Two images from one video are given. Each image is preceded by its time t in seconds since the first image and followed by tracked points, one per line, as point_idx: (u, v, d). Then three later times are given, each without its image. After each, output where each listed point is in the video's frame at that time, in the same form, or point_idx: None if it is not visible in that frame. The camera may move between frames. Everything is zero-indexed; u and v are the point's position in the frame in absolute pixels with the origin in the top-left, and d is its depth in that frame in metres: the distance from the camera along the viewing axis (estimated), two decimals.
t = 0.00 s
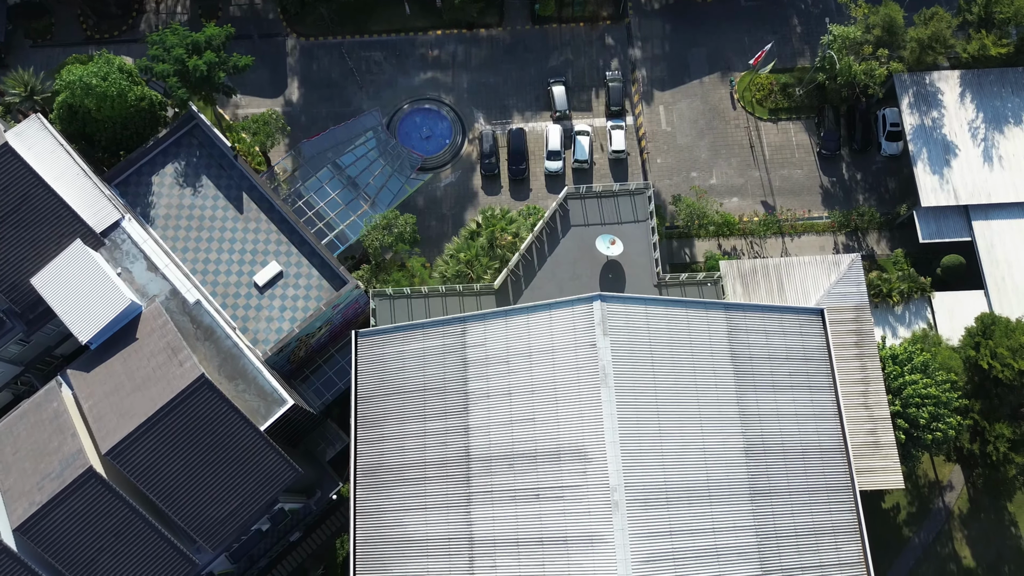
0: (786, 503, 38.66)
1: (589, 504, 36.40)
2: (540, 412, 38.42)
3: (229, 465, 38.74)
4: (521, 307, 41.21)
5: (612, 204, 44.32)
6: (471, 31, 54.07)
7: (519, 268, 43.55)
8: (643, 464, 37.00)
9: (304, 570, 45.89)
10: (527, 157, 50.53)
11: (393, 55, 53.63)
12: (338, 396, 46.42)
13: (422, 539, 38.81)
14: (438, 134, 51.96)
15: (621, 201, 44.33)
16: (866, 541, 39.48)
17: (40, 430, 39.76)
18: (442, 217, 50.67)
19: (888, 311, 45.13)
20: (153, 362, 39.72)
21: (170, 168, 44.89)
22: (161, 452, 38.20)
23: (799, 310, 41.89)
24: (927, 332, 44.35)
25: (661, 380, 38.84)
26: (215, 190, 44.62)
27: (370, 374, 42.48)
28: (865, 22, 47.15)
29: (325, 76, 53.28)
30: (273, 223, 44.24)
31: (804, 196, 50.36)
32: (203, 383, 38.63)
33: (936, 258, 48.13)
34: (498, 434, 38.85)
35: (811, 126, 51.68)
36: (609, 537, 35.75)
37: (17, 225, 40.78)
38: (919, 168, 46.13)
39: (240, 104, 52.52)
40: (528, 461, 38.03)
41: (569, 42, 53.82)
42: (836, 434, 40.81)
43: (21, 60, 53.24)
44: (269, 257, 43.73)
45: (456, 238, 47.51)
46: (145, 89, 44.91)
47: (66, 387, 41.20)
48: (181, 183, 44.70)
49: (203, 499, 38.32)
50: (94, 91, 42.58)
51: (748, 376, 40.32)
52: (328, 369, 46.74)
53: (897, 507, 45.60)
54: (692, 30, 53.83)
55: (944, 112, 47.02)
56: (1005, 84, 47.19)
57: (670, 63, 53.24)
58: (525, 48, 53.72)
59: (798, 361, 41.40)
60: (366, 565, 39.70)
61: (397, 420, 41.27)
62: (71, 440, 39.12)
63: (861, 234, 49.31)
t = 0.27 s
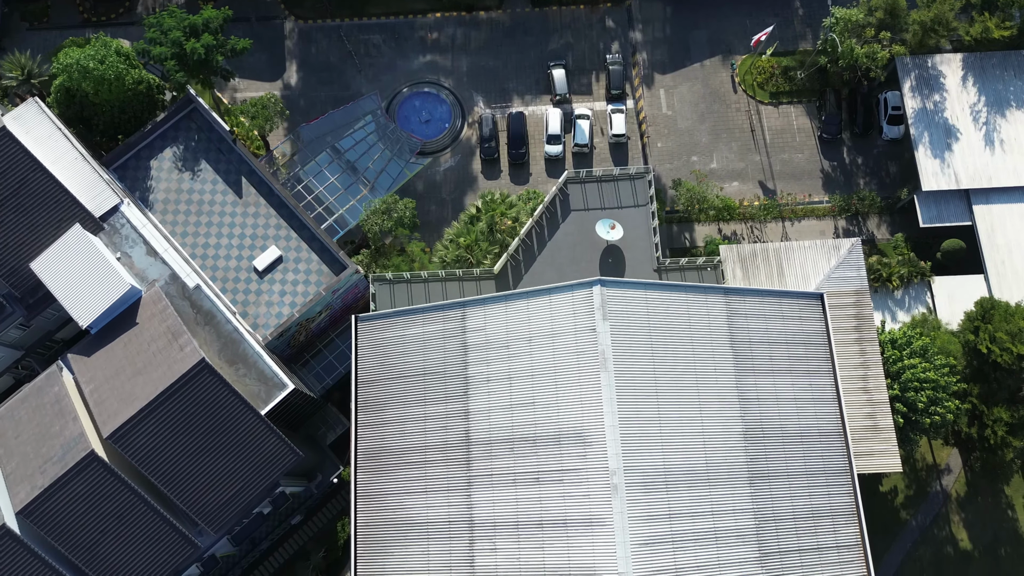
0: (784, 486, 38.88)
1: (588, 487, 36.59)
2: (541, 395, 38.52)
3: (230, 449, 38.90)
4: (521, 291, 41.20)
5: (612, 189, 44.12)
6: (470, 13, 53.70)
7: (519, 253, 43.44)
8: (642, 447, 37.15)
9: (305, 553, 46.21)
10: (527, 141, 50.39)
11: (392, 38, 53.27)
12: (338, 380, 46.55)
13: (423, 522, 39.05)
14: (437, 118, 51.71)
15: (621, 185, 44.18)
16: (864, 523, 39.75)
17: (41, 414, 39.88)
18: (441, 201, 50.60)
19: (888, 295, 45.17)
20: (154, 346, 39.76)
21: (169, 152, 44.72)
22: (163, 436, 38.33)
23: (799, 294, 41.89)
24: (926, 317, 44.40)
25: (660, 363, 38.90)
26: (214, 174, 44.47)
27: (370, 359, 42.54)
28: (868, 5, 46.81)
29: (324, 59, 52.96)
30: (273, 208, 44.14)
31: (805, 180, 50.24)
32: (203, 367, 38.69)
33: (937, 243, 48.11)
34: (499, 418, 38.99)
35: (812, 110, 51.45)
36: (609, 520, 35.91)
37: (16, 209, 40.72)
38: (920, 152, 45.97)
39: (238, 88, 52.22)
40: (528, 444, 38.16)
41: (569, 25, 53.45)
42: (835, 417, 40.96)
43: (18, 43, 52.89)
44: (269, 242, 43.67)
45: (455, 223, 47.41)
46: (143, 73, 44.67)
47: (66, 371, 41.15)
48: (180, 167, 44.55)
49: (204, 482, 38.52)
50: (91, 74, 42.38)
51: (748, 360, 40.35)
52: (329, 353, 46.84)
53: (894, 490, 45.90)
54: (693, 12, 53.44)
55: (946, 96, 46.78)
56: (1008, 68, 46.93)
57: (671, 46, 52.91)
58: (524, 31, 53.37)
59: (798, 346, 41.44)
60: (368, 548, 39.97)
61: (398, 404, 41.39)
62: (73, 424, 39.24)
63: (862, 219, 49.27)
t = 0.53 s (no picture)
0: (783, 469, 39.08)
1: (588, 469, 36.77)
2: (540, 379, 38.62)
3: (231, 433, 39.05)
4: (520, 275, 41.12)
5: (613, 172, 43.97)
6: None
7: (519, 237, 43.32)
8: (642, 430, 37.27)
9: (307, 535, 46.53)
10: (527, 124, 50.21)
11: (391, 21, 52.91)
12: (339, 364, 46.67)
13: (424, 505, 39.29)
14: (437, 101, 51.44)
15: (621, 169, 44.00)
16: (862, 506, 40.02)
17: (43, 397, 40.02)
18: (441, 185, 50.50)
19: (888, 279, 45.18)
20: (154, 330, 39.78)
21: (167, 135, 44.52)
22: (164, 420, 38.46)
23: (799, 278, 41.86)
24: (926, 301, 44.44)
25: (660, 347, 38.93)
26: (213, 158, 44.31)
27: (370, 343, 42.56)
28: None
29: (322, 42, 52.62)
30: (272, 192, 44.01)
31: (806, 163, 50.10)
32: (203, 351, 38.74)
33: (938, 227, 48.04)
34: (499, 401, 39.12)
35: (813, 93, 51.20)
36: (608, 503, 36.07)
37: (15, 193, 40.59)
38: (922, 136, 45.77)
39: (236, 71, 51.91)
40: (528, 428, 38.29)
41: (569, 7, 53.09)
42: (834, 400, 41.11)
43: (15, 26, 52.53)
44: (268, 226, 43.59)
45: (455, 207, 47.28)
46: (140, 56, 44.51)
47: (67, 355, 41.25)
48: (179, 151, 44.37)
49: (206, 466, 38.74)
50: (88, 57, 42.15)
51: (747, 345, 40.36)
52: (329, 338, 46.91)
53: (892, 473, 46.13)
54: None
55: (948, 79, 46.53)
56: (1010, 50, 46.66)
57: (672, 28, 52.55)
58: (524, 13, 53.01)
59: (798, 330, 41.45)
60: (369, 531, 40.24)
61: (398, 387, 41.50)
62: (74, 407, 39.37)
63: (862, 202, 49.19)
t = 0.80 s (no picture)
0: (781, 452, 39.28)
1: (587, 452, 36.94)
2: (540, 363, 38.69)
3: (232, 417, 39.18)
4: (520, 260, 41.03)
5: (613, 156, 43.78)
6: None
7: (518, 221, 43.16)
8: (641, 413, 37.37)
9: (308, 518, 46.83)
10: (527, 108, 50.01)
11: (390, 2, 52.51)
12: (339, 348, 46.80)
13: (425, 488, 39.52)
14: (436, 84, 51.13)
15: (621, 152, 43.80)
16: (859, 489, 40.28)
17: (44, 381, 40.16)
18: (441, 168, 50.34)
19: (888, 263, 45.15)
20: (154, 314, 39.76)
21: (165, 119, 44.33)
22: (164, 403, 38.56)
23: (799, 262, 41.81)
24: (926, 284, 44.45)
25: (660, 330, 38.96)
26: (211, 141, 44.12)
27: (370, 327, 42.63)
28: None
29: (320, 24, 52.25)
30: (271, 176, 43.89)
31: (807, 146, 49.94)
32: (203, 335, 38.76)
33: (938, 211, 47.98)
34: (499, 385, 39.22)
35: (815, 76, 50.87)
36: (608, 486, 36.23)
37: (13, 177, 40.46)
38: (923, 119, 45.56)
39: (234, 53, 51.60)
40: (528, 411, 38.41)
41: None
42: (832, 384, 41.22)
43: (10, 8, 52.11)
44: (267, 210, 43.50)
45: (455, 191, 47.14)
46: (137, 38, 44.29)
47: (68, 338, 41.35)
48: (177, 134, 44.17)
49: (208, 449, 38.91)
50: (85, 40, 41.97)
51: (747, 329, 40.35)
52: (329, 322, 46.98)
53: (890, 456, 46.41)
54: None
55: (951, 61, 46.26)
56: (1013, 32, 46.37)
57: (673, 10, 52.18)
58: None
59: (797, 314, 41.47)
60: (370, 513, 40.49)
61: (398, 371, 41.58)
62: (75, 391, 39.49)
63: (863, 185, 49.08)
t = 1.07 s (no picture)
0: (780, 434, 39.43)
1: (586, 435, 37.06)
2: (540, 346, 38.71)
3: (233, 399, 39.29)
4: (520, 243, 40.90)
5: (613, 138, 43.56)
6: None
7: (518, 204, 42.99)
8: (641, 396, 37.45)
9: (309, 500, 47.14)
10: (526, 90, 49.80)
11: None
12: (339, 332, 46.86)
13: (425, 470, 39.73)
14: (435, 66, 50.87)
15: (622, 134, 43.58)
16: (857, 471, 40.51)
17: (45, 363, 40.25)
18: (440, 151, 50.17)
19: (888, 247, 45.15)
20: (154, 297, 39.73)
21: (163, 101, 44.10)
22: (165, 386, 38.62)
23: (799, 245, 41.76)
24: (925, 268, 44.41)
25: (659, 313, 38.96)
26: (209, 124, 43.92)
27: (370, 310, 42.63)
28: None
29: (319, 5, 51.92)
30: (270, 158, 43.75)
31: (808, 129, 49.74)
32: (203, 318, 38.76)
33: (939, 193, 47.91)
34: (498, 367, 39.29)
35: (816, 58, 50.59)
36: (606, 468, 36.38)
37: (11, 160, 40.30)
38: (925, 101, 45.34)
39: (232, 35, 51.33)
40: (528, 394, 38.49)
41: None
42: (831, 366, 41.29)
43: None
44: (266, 193, 43.40)
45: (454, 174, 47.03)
46: (133, 19, 43.77)
47: (68, 321, 41.34)
48: (175, 117, 43.97)
49: (209, 431, 39.08)
50: (81, 21, 41.46)
51: (746, 312, 40.30)
52: (329, 306, 46.99)
53: (888, 438, 46.72)
54: None
55: (954, 42, 45.96)
56: (1017, 13, 46.01)
57: None
58: None
59: (797, 297, 41.44)
60: (370, 495, 40.73)
61: (398, 354, 41.61)
62: (76, 374, 39.58)
63: (865, 168, 48.95)
